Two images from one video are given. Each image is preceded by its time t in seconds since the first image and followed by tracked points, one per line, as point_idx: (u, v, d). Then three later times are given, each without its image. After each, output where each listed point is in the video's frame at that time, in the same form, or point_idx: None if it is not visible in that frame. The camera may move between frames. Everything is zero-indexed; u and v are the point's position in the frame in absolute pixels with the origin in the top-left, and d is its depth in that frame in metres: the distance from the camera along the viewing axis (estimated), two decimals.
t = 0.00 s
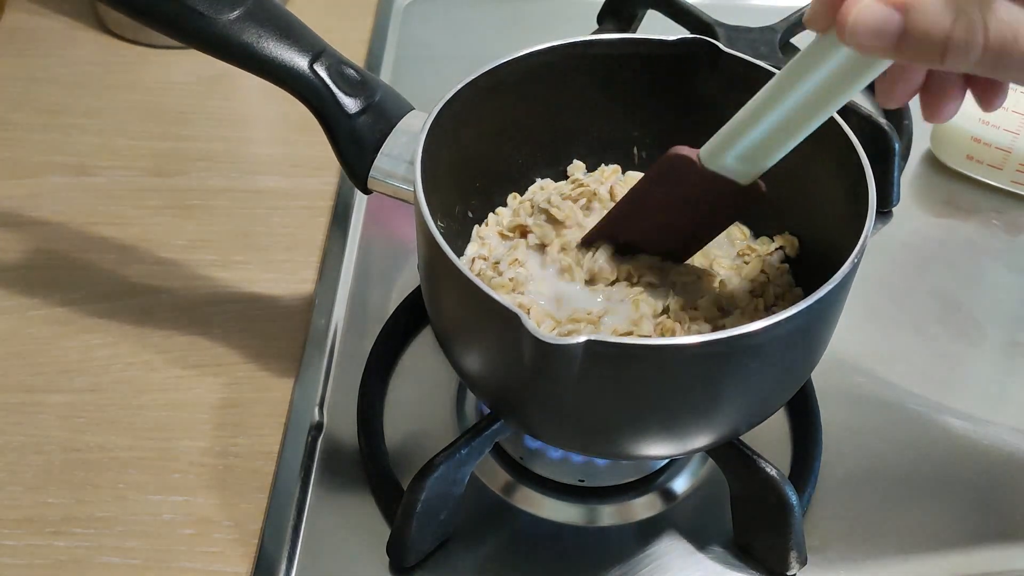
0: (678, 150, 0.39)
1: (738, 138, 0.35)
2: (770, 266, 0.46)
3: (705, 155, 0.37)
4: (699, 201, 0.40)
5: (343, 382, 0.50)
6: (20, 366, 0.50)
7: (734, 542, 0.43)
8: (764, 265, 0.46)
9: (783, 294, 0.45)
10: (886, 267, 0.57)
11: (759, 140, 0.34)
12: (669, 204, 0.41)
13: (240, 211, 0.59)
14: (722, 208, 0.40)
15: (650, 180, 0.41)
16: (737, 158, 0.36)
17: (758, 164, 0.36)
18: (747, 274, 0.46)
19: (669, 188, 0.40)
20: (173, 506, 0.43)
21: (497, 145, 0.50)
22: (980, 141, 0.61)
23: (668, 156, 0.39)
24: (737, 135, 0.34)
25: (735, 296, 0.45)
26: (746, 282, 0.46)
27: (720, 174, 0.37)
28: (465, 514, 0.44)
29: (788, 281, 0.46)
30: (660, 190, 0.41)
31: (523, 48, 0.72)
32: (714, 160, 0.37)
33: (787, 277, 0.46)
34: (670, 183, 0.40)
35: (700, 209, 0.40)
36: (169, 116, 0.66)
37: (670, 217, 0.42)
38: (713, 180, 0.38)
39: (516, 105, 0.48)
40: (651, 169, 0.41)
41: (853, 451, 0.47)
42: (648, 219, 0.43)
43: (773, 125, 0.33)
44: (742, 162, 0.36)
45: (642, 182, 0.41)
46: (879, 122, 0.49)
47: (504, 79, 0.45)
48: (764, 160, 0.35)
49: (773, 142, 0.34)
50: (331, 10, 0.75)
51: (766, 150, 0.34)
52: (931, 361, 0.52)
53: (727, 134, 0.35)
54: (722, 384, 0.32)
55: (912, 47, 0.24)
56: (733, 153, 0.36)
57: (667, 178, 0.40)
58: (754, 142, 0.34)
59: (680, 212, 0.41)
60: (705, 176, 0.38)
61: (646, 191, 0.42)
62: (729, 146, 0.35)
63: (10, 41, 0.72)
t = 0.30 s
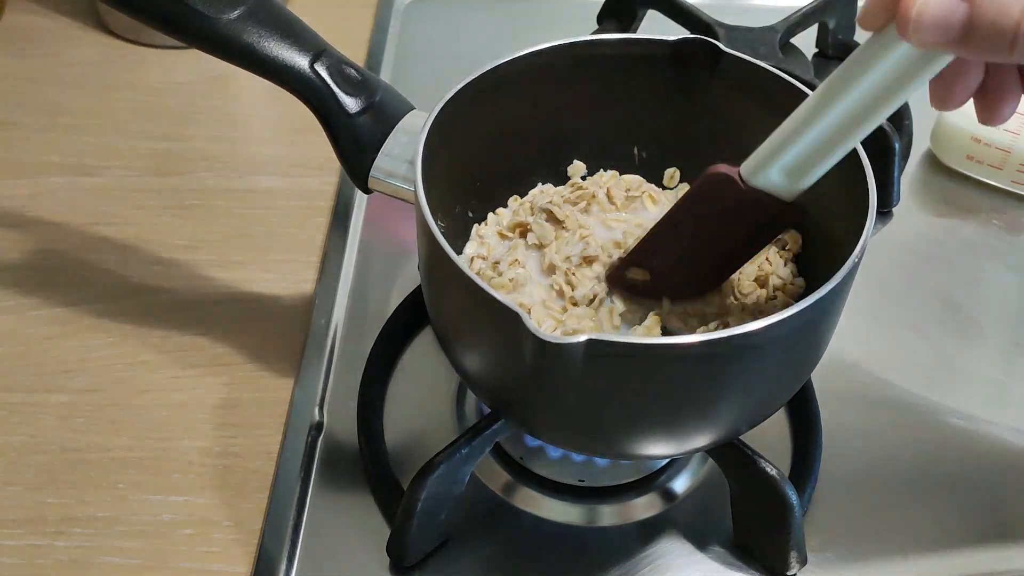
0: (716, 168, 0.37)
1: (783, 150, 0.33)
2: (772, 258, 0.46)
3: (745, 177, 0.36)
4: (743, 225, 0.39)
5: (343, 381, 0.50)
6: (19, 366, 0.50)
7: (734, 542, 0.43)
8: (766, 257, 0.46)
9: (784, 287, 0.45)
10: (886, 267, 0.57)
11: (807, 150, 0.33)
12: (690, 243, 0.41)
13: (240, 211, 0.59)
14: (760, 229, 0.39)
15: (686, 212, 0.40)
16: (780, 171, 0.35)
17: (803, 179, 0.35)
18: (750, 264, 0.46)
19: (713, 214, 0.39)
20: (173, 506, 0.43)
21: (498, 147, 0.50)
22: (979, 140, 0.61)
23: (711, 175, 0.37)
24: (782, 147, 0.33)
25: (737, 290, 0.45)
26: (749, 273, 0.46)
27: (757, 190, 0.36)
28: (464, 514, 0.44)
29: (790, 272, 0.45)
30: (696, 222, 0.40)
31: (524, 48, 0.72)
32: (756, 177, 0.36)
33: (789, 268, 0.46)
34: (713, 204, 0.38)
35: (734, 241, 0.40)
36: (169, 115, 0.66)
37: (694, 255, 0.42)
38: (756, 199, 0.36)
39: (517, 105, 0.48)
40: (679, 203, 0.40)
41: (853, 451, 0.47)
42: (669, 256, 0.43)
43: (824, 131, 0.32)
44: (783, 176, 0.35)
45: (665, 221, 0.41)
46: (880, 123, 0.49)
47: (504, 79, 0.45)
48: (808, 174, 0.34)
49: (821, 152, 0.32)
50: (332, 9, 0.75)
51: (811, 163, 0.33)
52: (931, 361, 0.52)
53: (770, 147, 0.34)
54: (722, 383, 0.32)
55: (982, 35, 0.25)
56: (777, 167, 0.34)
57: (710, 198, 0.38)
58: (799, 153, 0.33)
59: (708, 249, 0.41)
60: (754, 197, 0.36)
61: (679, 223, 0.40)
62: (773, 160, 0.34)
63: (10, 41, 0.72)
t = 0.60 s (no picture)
0: None
1: None
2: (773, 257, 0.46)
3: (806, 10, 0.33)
4: (779, 61, 0.37)
5: (343, 382, 0.50)
6: (20, 367, 0.50)
7: (734, 542, 0.43)
8: (765, 255, 0.46)
9: (781, 288, 0.45)
10: (886, 266, 0.57)
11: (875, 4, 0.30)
12: (722, 72, 0.39)
13: (240, 211, 0.59)
14: (788, 76, 0.37)
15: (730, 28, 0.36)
16: (842, 17, 0.32)
17: (862, 34, 0.32)
18: (749, 263, 0.46)
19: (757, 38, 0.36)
20: (173, 506, 0.43)
21: (497, 147, 0.50)
22: (980, 141, 0.61)
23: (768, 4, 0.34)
24: None
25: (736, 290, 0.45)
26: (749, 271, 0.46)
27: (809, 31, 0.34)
28: (465, 514, 0.44)
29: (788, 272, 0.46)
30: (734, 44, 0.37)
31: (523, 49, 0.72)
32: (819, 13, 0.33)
33: (788, 268, 0.46)
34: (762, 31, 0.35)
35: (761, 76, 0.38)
36: (169, 115, 0.66)
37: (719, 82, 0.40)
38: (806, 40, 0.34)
39: (517, 105, 0.48)
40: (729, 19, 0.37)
41: (852, 450, 0.47)
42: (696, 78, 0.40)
43: None
44: (845, 24, 0.32)
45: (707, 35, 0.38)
46: (879, 123, 0.49)
47: (504, 79, 0.45)
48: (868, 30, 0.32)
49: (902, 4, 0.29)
50: (331, 10, 0.75)
51: (887, 11, 0.30)
52: (932, 361, 0.52)
53: None
54: (722, 384, 0.32)
55: None
56: (841, 11, 0.32)
57: (760, 25, 0.35)
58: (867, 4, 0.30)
59: (735, 82, 0.39)
60: (808, 37, 0.34)
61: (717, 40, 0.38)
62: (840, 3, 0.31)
63: (11, 41, 0.72)
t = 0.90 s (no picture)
0: None
1: None
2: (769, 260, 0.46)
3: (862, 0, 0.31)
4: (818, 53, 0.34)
5: (343, 382, 0.50)
6: (20, 367, 0.50)
7: (734, 542, 0.43)
8: (762, 258, 0.47)
9: (781, 288, 0.45)
10: (886, 266, 0.57)
11: None
12: (758, 61, 0.36)
13: (240, 211, 0.59)
14: (824, 69, 0.35)
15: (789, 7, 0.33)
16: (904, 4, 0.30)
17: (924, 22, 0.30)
18: (746, 265, 0.46)
19: (811, 24, 0.33)
20: (173, 506, 0.43)
21: (497, 147, 0.50)
22: (980, 141, 0.61)
23: None
24: None
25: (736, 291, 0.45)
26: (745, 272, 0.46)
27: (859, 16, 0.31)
28: (465, 513, 0.44)
29: (786, 274, 0.46)
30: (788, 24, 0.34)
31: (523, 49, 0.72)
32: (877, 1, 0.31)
33: (787, 269, 0.46)
34: (810, 19, 0.33)
35: (806, 65, 0.35)
36: (169, 116, 0.66)
37: (761, 69, 0.37)
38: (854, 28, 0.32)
39: (517, 105, 0.48)
40: None
41: (852, 450, 0.47)
42: (738, 62, 0.37)
43: None
44: (905, 13, 0.30)
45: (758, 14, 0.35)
46: (879, 123, 0.49)
47: (504, 79, 0.45)
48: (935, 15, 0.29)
49: None
50: (331, 10, 0.75)
51: None
52: (932, 361, 0.52)
53: None
54: (721, 384, 0.32)
55: None
56: None
57: (808, 12, 0.33)
58: None
59: (769, 73, 0.37)
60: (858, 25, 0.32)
61: (759, 26, 0.35)
62: None
63: (11, 41, 0.72)
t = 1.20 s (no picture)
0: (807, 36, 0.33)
1: (887, 32, 0.30)
2: (768, 262, 0.46)
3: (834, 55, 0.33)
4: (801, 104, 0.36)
5: (343, 382, 0.50)
6: (20, 367, 0.50)
7: (734, 542, 0.43)
8: (762, 258, 0.46)
9: (781, 288, 0.45)
10: (886, 266, 0.57)
11: (914, 39, 0.30)
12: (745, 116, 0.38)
13: (240, 211, 0.59)
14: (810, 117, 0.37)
15: (773, 62, 0.35)
16: (874, 56, 0.32)
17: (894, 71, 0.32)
18: (745, 265, 0.46)
19: (792, 79, 0.35)
20: (173, 506, 0.43)
21: (497, 146, 0.50)
22: (980, 141, 0.61)
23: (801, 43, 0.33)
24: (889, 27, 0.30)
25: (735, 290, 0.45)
26: (745, 271, 0.46)
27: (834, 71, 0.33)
28: (465, 514, 0.44)
29: (785, 274, 0.46)
30: (775, 78, 0.36)
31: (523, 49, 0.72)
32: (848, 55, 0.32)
33: (786, 269, 0.46)
34: (792, 74, 0.35)
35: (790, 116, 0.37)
36: (169, 115, 0.66)
37: (750, 122, 0.39)
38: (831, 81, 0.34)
39: (516, 105, 0.48)
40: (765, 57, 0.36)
41: (852, 451, 0.47)
42: (727, 119, 0.39)
43: (941, 20, 0.29)
44: (876, 63, 0.32)
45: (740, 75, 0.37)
46: (878, 123, 0.49)
47: (504, 79, 0.45)
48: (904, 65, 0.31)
49: (941, 36, 0.29)
50: (331, 10, 0.75)
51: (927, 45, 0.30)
52: (932, 361, 0.52)
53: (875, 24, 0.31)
54: (721, 384, 0.32)
55: None
56: (873, 51, 0.31)
57: (787, 67, 0.35)
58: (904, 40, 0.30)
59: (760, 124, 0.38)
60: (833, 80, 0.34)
61: (745, 83, 0.37)
62: (873, 43, 0.31)
63: (10, 41, 0.72)
